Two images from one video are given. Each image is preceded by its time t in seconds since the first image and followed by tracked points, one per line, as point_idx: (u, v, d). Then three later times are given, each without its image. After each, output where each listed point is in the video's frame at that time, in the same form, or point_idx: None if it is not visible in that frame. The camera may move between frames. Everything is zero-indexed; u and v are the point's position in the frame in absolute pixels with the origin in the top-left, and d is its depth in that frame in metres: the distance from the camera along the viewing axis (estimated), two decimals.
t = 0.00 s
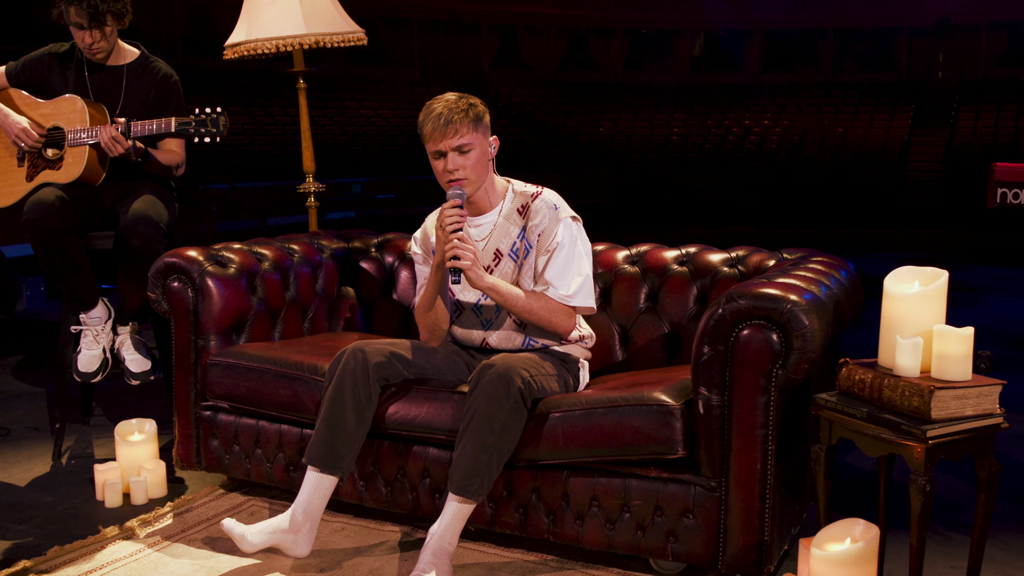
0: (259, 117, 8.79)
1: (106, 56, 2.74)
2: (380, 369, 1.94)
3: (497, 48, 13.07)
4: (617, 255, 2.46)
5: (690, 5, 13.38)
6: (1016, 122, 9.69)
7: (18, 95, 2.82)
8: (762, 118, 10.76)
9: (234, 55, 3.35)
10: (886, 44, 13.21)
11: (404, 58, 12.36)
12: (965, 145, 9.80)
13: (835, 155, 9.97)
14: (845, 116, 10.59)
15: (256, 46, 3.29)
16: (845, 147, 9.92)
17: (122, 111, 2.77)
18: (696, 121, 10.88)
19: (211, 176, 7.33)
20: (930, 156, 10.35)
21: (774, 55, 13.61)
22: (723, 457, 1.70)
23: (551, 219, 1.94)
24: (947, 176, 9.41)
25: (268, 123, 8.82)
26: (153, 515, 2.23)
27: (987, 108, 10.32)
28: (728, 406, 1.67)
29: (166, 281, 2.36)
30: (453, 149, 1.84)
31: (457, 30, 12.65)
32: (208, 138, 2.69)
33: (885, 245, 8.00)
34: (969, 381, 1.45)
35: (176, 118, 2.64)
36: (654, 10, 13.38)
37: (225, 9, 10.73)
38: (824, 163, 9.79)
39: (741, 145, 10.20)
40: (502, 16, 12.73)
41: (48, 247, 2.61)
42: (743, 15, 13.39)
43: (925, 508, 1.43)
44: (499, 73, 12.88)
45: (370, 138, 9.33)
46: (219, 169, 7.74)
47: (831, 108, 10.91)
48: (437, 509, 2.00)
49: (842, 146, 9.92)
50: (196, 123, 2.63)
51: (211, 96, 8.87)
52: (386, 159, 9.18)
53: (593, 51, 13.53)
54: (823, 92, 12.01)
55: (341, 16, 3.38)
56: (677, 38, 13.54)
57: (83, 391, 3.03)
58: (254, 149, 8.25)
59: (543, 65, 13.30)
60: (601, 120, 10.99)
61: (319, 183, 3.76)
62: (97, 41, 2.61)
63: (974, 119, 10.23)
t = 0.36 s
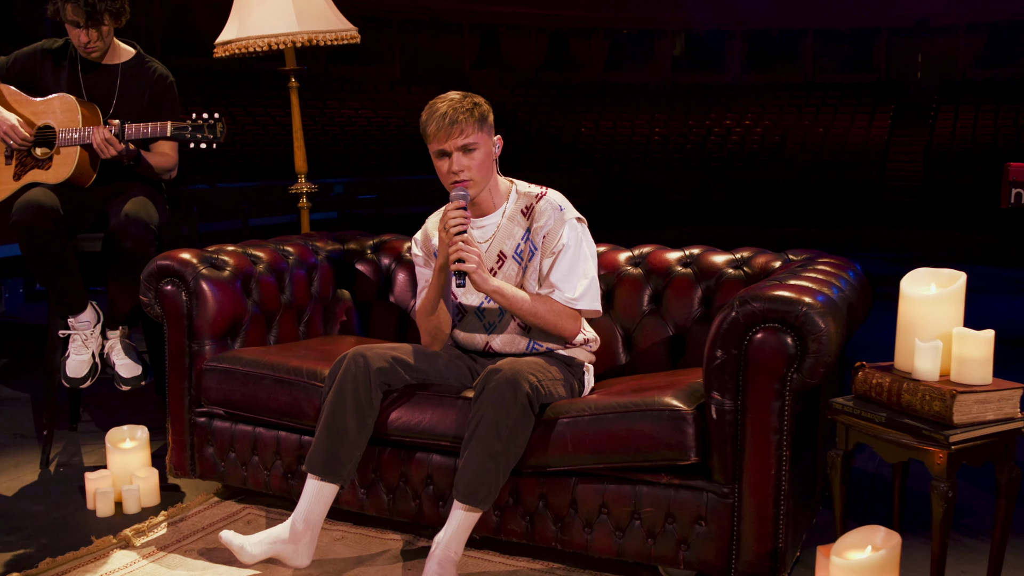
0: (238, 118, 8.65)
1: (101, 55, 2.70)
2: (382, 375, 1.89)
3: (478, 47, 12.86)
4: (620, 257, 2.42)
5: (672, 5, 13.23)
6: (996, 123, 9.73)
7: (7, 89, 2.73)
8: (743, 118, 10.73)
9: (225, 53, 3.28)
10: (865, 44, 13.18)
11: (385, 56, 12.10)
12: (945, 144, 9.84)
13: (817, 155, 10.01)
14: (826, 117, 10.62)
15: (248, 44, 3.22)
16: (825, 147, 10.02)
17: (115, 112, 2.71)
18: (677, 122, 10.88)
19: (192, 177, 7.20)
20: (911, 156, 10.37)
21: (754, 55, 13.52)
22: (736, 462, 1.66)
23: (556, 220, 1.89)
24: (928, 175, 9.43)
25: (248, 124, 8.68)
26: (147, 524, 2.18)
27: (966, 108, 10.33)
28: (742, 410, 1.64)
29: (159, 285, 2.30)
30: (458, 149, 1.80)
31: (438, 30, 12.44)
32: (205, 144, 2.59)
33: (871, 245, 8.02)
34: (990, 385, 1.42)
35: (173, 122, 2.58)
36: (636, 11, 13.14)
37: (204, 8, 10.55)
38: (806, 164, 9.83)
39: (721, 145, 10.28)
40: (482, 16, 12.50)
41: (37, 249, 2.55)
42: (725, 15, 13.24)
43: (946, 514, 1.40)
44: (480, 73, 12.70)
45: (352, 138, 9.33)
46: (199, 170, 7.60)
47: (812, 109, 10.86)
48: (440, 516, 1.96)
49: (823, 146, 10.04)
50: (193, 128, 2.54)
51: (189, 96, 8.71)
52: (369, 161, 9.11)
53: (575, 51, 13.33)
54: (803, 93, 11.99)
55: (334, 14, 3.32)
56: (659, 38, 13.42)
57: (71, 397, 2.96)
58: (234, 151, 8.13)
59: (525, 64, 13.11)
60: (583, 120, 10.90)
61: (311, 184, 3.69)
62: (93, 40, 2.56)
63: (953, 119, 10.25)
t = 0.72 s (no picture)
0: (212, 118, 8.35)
1: (107, 52, 2.65)
2: (391, 378, 1.85)
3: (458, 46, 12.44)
4: (627, 258, 2.38)
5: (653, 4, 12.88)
6: (974, 123, 9.71)
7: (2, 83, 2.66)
8: (724, 119, 10.56)
9: (219, 50, 3.20)
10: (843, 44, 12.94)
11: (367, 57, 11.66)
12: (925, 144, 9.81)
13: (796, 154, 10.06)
14: (805, 117, 10.55)
15: (243, 40, 3.16)
16: (806, 147, 10.04)
17: (115, 113, 2.68)
18: (659, 120, 10.76)
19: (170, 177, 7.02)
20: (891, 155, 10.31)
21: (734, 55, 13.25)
22: (757, 466, 1.63)
23: (578, 222, 1.85)
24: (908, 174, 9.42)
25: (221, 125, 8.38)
26: (147, 533, 2.12)
27: (945, 108, 10.25)
28: (764, 413, 1.60)
29: (157, 286, 2.24)
30: (492, 133, 1.76)
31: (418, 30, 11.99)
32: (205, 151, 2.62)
33: (859, 245, 8.02)
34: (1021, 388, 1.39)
35: (176, 127, 2.58)
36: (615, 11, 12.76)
37: (179, 4, 10.27)
38: (787, 164, 9.83)
39: (702, 144, 10.29)
40: (461, 17, 12.05)
41: (31, 249, 2.49)
42: (705, 14, 12.91)
43: (978, 519, 1.37)
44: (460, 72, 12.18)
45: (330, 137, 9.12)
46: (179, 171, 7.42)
47: (789, 109, 10.70)
48: (451, 523, 1.92)
49: (804, 145, 10.06)
50: (196, 135, 2.57)
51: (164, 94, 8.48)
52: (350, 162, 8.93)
53: (555, 51, 12.95)
54: (783, 93, 11.67)
55: (330, 10, 3.27)
56: (641, 38, 13.06)
57: (63, 402, 2.89)
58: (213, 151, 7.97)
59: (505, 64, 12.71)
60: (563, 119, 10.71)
61: (306, 183, 3.63)
62: (102, 37, 2.52)
63: (931, 118, 10.18)
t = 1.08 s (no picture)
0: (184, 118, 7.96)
1: (108, 52, 2.60)
2: (401, 379, 1.82)
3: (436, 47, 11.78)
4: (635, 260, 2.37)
5: (632, 3, 12.30)
6: (949, 123, 9.63)
7: None
8: (703, 119, 10.44)
9: (213, 47, 3.16)
10: (820, 43, 12.49)
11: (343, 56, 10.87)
12: (901, 143, 9.74)
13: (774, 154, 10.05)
14: (781, 117, 10.45)
15: (239, 37, 3.11)
16: (784, 145, 10.09)
17: (113, 113, 2.63)
18: (637, 119, 10.58)
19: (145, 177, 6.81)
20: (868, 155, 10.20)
21: (712, 54, 12.75)
22: (777, 469, 1.61)
23: (622, 231, 1.86)
24: (884, 173, 9.38)
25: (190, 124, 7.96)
26: (147, 540, 2.08)
27: (919, 108, 10.10)
28: (784, 415, 1.58)
29: (156, 288, 2.19)
30: (564, 126, 1.79)
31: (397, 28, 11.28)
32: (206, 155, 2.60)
33: (846, 244, 8.00)
34: None
35: (177, 129, 2.57)
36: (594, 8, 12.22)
37: None
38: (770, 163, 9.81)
39: (681, 145, 10.10)
40: (440, 15, 11.45)
41: (25, 248, 2.44)
42: (684, 12, 12.39)
43: (1004, 521, 1.36)
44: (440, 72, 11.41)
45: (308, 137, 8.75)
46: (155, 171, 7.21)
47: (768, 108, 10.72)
48: (462, 528, 1.89)
49: (783, 142, 10.11)
50: (197, 138, 2.55)
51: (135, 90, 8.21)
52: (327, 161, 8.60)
53: (534, 51, 12.34)
54: (760, 92, 11.49)
55: (326, 7, 3.22)
56: (618, 38, 12.43)
57: (53, 405, 2.82)
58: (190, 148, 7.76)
59: (483, 62, 12.02)
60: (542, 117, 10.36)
61: (301, 183, 3.58)
62: (106, 39, 2.51)
63: (907, 118, 10.04)
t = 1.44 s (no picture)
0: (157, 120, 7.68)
1: (100, 50, 2.56)
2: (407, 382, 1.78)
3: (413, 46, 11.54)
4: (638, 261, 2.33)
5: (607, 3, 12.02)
6: (922, 124, 9.62)
7: None
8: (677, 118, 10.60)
9: (204, 46, 3.12)
10: (794, 44, 12.29)
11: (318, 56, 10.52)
12: (875, 144, 9.71)
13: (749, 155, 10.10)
14: (756, 118, 10.47)
15: (231, 36, 3.05)
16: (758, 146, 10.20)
17: (105, 114, 2.57)
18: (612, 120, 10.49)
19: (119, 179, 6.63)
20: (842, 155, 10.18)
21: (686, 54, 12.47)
22: (792, 474, 1.59)
23: (652, 243, 1.94)
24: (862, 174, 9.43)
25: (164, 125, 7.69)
26: (145, 551, 2.03)
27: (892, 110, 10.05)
28: (800, 419, 1.57)
29: (152, 292, 2.14)
30: (609, 135, 1.80)
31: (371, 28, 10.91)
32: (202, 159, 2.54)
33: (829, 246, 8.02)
34: None
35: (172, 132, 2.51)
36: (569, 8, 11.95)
37: None
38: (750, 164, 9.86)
39: (656, 145, 10.17)
40: (416, 14, 11.04)
41: (13, 251, 2.38)
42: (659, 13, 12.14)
43: None
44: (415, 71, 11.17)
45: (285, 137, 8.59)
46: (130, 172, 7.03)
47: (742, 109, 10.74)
48: (468, 536, 1.85)
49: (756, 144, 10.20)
50: (192, 141, 2.48)
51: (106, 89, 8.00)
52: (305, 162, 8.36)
53: (510, 51, 12.02)
54: (735, 93, 11.42)
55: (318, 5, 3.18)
56: (592, 38, 12.25)
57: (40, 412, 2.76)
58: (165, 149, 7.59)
59: (459, 63, 11.70)
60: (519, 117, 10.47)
61: (294, 183, 3.53)
62: (98, 35, 2.47)
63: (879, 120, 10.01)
